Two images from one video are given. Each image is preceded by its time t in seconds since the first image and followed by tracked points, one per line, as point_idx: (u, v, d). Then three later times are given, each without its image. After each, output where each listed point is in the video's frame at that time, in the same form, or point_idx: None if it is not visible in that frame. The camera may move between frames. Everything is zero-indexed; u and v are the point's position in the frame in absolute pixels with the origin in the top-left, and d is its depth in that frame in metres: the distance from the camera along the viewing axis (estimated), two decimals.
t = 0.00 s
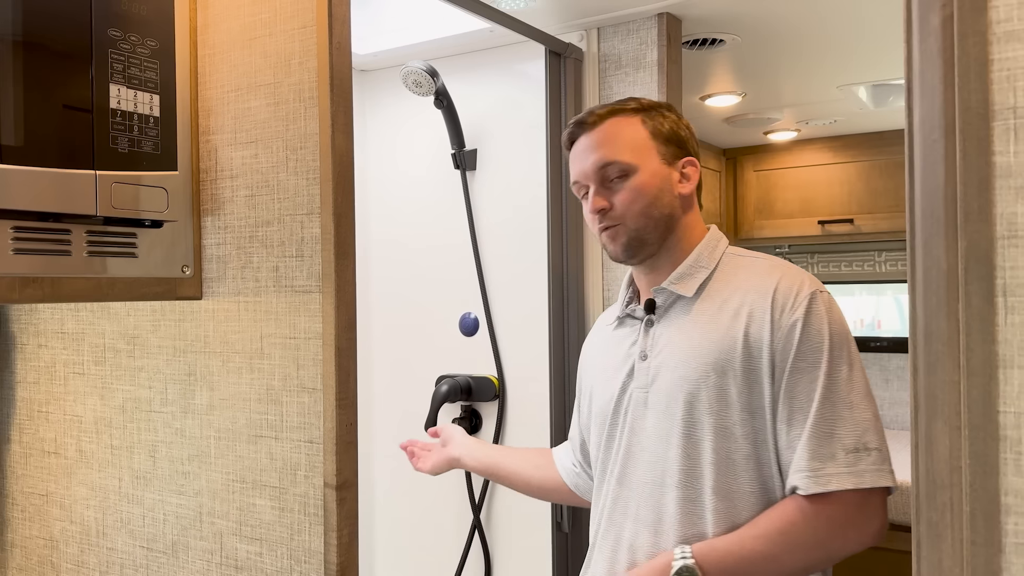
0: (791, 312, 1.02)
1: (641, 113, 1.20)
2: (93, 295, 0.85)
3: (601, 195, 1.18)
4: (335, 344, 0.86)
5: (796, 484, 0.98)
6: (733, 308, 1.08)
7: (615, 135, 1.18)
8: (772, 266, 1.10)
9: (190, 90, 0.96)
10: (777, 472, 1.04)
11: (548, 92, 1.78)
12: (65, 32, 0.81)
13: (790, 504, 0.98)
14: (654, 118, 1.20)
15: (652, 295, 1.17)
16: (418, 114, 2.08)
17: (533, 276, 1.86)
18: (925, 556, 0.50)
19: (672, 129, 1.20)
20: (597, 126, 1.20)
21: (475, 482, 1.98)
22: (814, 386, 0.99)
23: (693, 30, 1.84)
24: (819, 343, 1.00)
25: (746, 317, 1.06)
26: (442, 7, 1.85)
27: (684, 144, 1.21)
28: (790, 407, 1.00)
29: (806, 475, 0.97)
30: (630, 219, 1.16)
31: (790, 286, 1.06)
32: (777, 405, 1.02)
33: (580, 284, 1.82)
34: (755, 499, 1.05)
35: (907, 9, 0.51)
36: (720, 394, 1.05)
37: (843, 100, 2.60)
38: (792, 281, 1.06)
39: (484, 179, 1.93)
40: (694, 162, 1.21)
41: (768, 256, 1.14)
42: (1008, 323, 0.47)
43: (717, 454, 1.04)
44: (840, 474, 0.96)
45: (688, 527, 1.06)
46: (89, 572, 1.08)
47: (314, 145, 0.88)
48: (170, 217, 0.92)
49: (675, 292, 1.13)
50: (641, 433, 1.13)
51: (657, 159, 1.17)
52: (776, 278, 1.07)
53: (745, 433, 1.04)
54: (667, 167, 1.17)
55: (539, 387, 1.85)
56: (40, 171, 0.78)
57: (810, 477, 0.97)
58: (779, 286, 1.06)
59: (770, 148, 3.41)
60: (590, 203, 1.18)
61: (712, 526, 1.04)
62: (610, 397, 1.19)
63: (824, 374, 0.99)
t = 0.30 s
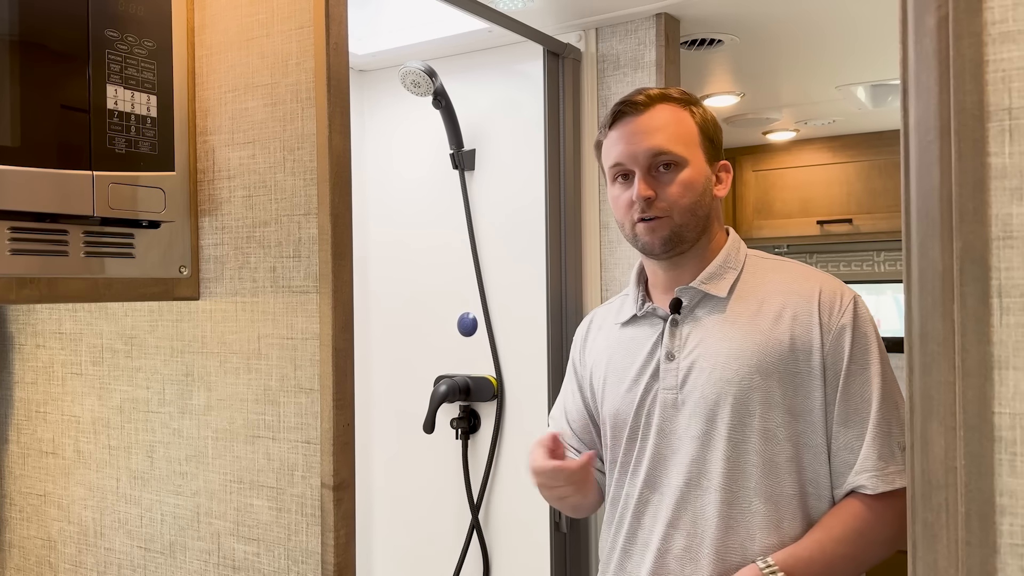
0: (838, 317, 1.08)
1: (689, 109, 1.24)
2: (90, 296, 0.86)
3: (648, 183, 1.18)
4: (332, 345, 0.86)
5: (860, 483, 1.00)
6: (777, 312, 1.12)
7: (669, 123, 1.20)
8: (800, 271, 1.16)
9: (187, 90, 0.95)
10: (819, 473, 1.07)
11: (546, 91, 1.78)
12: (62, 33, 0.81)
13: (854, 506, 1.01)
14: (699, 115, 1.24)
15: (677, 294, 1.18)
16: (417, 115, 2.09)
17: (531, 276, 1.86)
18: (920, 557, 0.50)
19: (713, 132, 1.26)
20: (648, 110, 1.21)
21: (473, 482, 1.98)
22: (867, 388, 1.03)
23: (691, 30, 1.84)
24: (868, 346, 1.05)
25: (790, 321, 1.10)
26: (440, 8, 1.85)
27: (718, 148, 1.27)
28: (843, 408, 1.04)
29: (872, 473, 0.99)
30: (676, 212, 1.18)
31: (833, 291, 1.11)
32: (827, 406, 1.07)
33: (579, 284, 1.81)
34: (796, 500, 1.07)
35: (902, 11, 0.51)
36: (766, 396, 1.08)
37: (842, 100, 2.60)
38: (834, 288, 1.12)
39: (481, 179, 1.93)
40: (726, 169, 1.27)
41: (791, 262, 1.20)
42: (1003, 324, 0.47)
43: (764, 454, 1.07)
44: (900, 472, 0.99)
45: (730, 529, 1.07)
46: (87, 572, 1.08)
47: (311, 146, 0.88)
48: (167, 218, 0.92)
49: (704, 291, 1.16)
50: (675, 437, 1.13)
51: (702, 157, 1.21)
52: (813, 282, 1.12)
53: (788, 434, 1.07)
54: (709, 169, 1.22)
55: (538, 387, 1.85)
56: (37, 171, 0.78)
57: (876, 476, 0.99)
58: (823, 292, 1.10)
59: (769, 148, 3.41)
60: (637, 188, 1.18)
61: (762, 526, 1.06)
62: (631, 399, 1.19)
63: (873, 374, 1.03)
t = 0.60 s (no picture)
0: (848, 320, 1.10)
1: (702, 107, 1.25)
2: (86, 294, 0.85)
3: (660, 178, 1.18)
4: (330, 344, 0.86)
5: (870, 481, 1.02)
6: (787, 313, 1.13)
7: (684, 119, 1.20)
8: (804, 273, 1.18)
9: (184, 89, 0.95)
10: (825, 472, 1.09)
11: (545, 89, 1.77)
12: (59, 30, 0.81)
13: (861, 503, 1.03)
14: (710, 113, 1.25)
15: (682, 293, 1.17)
16: (415, 114, 2.08)
17: (530, 275, 1.86)
18: (919, 556, 0.49)
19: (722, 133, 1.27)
20: (664, 105, 1.21)
21: (472, 482, 1.98)
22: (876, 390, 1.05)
23: (691, 29, 1.84)
24: (876, 349, 1.08)
25: (799, 322, 1.11)
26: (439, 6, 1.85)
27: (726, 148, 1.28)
28: (853, 409, 1.06)
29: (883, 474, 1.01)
30: (686, 208, 1.17)
31: (840, 295, 1.13)
32: (836, 407, 1.08)
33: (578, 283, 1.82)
34: (803, 500, 1.08)
35: (901, 7, 0.50)
36: (777, 396, 1.09)
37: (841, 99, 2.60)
38: (841, 291, 1.14)
39: (480, 179, 1.93)
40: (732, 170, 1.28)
41: (792, 265, 1.22)
42: (1002, 321, 0.47)
43: (774, 454, 1.08)
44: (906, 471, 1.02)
45: (740, 529, 1.07)
46: (85, 572, 1.08)
47: (309, 144, 0.88)
48: (165, 216, 0.92)
49: (711, 290, 1.16)
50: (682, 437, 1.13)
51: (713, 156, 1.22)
52: (820, 285, 1.14)
53: (797, 434, 1.08)
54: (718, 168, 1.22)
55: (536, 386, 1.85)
56: (33, 169, 0.78)
57: (886, 475, 1.01)
58: (832, 295, 1.12)
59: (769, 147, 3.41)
60: (650, 182, 1.18)
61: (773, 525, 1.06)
62: (636, 398, 1.18)
63: (881, 375, 1.05)
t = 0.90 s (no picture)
0: (823, 317, 1.13)
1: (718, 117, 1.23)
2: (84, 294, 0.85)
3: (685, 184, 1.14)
4: (328, 344, 0.85)
5: (853, 467, 1.05)
6: (771, 312, 1.13)
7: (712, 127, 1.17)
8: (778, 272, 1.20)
9: (182, 89, 0.95)
10: (810, 463, 1.10)
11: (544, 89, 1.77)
12: (57, 29, 0.80)
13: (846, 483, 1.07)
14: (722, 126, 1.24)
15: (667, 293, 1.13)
16: (415, 114, 2.08)
17: (529, 275, 1.86)
18: (918, 556, 0.49)
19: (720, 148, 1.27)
20: (697, 107, 1.16)
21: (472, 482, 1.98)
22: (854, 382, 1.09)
23: (690, 28, 1.84)
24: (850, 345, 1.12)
25: (784, 320, 1.12)
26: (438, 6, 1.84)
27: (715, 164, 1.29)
28: (834, 402, 1.09)
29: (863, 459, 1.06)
30: (700, 220, 1.16)
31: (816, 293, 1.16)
32: (819, 402, 1.10)
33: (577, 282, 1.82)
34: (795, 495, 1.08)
35: (900, 6, 0.50)
36: (767, 393, 1.09)
37: (841, 99, 2.59)
38: (816, 290, 1.17)
39: (479, 179, 1.93)
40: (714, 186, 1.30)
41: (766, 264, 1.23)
42: (1002, 321, 0.47)
43: (767, 451, 1.07)
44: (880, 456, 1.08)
45: (739, 523, 1.07)
46: (83, 572, 1.08)
47: (307, 143, 0.87)
48: (162, 216, 0.92)
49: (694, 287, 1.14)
50: (677, 436, 1.10)
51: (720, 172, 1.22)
52: (796, 283, 1.16)
53: (788, 430, 1.08)
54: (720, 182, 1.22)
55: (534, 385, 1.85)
56: (31, 168, 0.78)
57: (868, 461, 1.06)
58: (807, 292, 1.15)
59: (768, 147, 3.41)
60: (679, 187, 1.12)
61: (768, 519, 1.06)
62: (629, 399, 1.13)
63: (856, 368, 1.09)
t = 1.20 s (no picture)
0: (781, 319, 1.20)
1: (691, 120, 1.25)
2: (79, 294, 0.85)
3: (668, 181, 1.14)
4: (324, 344, 0.85)
5: (813, 457, 1.17)
6: (742, 314, 1.16)
7: (689, 127, 1.17)
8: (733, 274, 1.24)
9: (178, 87, 0.95)
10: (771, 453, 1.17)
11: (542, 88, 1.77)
12: (52, 28, 0.80)
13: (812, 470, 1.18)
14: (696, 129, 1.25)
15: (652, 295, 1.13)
16: (412, 113, 2.08)
17: (527, 275, 1.85)
18: (914, 557, 0.49)
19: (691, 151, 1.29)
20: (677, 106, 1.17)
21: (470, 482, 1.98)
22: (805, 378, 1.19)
23: (689, 27, 1.83)
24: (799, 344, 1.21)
25: (755, 321, 1.17)
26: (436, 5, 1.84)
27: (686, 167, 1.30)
28: (792, 396, 1.18)
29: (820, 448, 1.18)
30: (681, 217, 1.15)
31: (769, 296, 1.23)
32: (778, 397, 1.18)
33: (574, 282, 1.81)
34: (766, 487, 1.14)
35: (896, 3, 0.50)
36: (748, 390, 1.12)
37: (840, 98, 2.59)
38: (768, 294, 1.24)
39: (477, 178, 1.93)
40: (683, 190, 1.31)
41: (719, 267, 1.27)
42: (997, 321, 0.47)
43: (749, 447, 1.11)
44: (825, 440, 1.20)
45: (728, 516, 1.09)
46: (79, 572, 1.07)
47: (302, 142, 0.87)
48: (157, 215, 0.92)
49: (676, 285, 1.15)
50: (672, 436, 1.09)
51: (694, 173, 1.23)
52: (753, 285, 1.23)
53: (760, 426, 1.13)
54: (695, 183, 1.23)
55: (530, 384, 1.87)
56: (26, 167, 0.77)
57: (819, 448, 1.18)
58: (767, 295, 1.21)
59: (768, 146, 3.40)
60: (663, 183, 1.12)
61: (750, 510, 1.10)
62: (624, 402, 1.10)
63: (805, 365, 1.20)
